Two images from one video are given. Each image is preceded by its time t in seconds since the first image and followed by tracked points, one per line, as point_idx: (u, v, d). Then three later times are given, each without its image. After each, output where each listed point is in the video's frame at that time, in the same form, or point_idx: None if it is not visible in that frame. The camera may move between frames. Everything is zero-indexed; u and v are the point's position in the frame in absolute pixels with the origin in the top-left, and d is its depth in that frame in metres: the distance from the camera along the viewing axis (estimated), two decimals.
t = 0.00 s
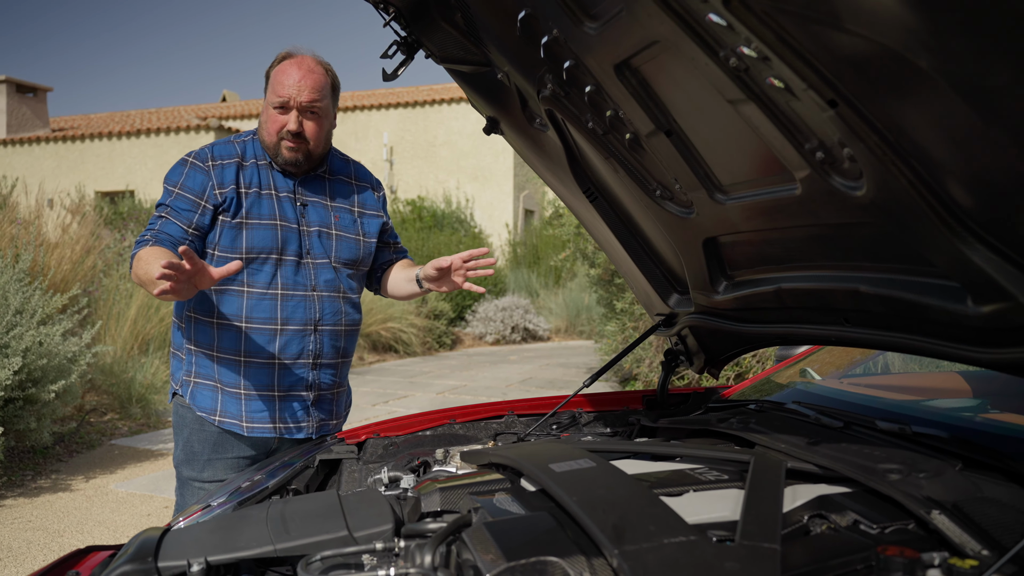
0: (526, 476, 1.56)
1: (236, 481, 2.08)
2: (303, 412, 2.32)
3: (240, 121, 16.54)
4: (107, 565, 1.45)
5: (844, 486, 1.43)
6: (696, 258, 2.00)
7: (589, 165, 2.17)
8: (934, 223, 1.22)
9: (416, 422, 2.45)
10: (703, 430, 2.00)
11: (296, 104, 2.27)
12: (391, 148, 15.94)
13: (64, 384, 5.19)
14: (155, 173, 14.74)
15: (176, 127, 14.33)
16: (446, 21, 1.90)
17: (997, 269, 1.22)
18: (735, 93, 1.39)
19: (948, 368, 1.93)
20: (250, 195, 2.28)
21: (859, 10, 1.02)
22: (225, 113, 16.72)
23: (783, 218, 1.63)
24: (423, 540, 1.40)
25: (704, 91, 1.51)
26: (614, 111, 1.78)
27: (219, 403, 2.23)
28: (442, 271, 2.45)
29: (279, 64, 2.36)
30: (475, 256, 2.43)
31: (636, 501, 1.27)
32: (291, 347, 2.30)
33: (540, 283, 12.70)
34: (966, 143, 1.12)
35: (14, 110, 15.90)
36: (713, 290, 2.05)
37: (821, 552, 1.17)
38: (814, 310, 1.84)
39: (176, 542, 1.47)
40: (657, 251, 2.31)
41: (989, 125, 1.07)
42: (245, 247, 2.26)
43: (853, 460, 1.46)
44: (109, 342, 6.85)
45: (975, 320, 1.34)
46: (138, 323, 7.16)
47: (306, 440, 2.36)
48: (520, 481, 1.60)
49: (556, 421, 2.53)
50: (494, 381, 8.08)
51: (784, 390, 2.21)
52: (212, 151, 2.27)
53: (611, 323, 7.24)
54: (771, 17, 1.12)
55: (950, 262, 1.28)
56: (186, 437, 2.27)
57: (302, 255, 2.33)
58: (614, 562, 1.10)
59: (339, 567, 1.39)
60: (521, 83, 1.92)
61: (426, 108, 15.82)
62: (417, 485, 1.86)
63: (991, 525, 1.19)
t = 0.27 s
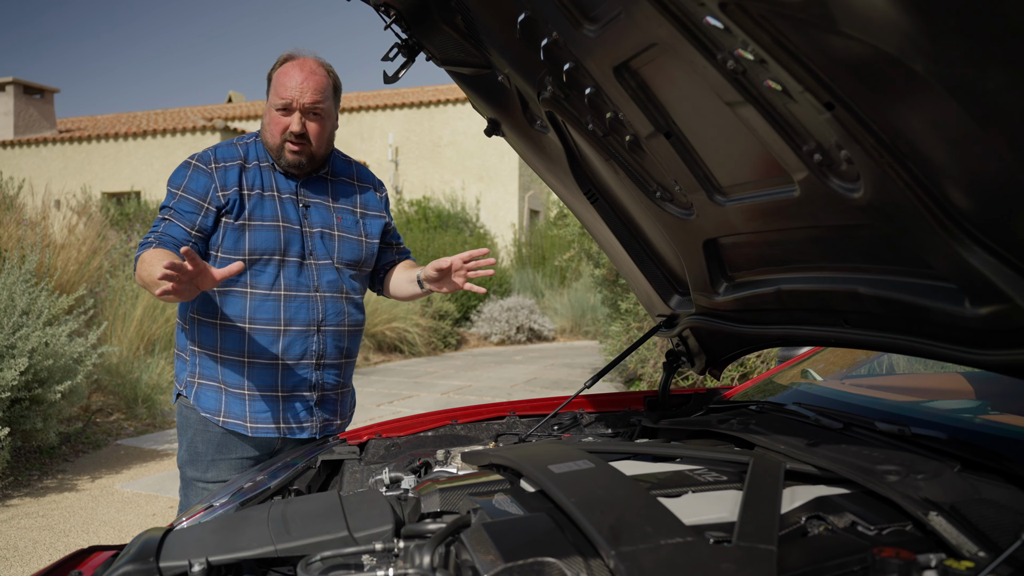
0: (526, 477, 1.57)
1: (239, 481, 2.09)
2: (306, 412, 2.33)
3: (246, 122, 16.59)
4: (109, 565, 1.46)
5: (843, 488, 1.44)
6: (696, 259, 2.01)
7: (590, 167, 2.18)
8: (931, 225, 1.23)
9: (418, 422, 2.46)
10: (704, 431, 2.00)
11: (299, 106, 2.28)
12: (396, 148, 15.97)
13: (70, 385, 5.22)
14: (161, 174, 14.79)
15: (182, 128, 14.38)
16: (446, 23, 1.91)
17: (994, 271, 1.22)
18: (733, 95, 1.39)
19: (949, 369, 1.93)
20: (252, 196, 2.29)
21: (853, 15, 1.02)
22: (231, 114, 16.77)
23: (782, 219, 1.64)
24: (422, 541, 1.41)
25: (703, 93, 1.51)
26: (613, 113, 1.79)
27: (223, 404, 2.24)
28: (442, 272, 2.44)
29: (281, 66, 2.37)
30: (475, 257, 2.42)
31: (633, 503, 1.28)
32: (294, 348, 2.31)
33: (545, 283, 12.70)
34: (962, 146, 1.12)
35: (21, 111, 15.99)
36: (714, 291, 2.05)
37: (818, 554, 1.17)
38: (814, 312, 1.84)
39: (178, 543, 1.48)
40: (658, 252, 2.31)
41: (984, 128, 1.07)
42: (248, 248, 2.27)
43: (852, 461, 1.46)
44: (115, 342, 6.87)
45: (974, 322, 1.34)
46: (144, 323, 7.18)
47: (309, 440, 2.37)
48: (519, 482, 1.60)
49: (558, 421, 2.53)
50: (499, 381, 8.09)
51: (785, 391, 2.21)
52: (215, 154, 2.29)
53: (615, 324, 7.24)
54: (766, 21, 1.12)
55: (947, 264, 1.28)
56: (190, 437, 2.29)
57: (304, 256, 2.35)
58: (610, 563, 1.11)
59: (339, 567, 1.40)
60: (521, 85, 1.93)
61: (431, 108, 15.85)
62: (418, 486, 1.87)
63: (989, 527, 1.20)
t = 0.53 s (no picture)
0: (523, 477, 1.57)
1: (240, 480, 2.10)
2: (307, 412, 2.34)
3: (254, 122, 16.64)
4: (109, 563, 1.48)
5: (839, 489, 1.44)
6: (696, 260, 2.01)
7: (591, 168, 2.18)
8: (925, 226, 1.23)
9: (418, 422, 2.47)
10: (703, 432, 2.00)
11: (302, 106, 2.29)
12: (403, 148, 16.00)
13: (76, 383, 5.25)
14: (169, 173, 14.85)
15: (190, 128, 14.44)
16: (446, 25, 1.91)
17: (989, 274, 1.22)
18: (730, 97, 1.39)
19: (949, 370, 1.93)
20: (254, 197, 2.30)
21: (846, 19, 1.03)
22: (239, 114, 16.82)
23: (780, 220, 1.64)
24: (419, 540, 1.42)
25: (700, 95, 1.51)
26: (613, 114, 1.79)
27: (225, 403, 2.26)
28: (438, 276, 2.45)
29: (282, 67, 2.38)
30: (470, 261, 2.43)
31: (628, 503, 1.28)
32: (296, 348, 2.32)
33: (551, 283, 12.70)
34: (952, 149, 1.12)
35: (30, 111, 16.08)
36: (714, 292, 2.05)
37: (813, 555, 1.17)
38: (813, 313, 1.84)
39: (178, 540, 1.50)
40: (658, 253, 2.32)
41: (976, 131, 1.08)
42: (250, 249, 2.28)
43: (849, 462, 1.46)
44: (123, 341, 6.91)
45: (969, 323, 1.34)
46: (151, 323, 7.22)
47: (310, 440, 2.38)
48: (517, 482, 1.61)
49: (559, 422, 2.54)
50: (505, 381, 8.10)
51: (786, 392, 2.21)
52: (218, 155, 2.30)
53: (621, 324, 7.24)
54: (761, 23, 1.12)
55: (942, 266, 1.28)
56: (193, 436, 2.30)
57: (306, 257, 2.36)
58: (604, 563, 1.11)
59: (337, 566, 1.41)
60: (521, 86, 1.93)
61: (438, 108, 15.88)
62: (417, 486, 1.88)
63: (983, 529, 1.20)
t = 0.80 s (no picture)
0: (524, 478, 1.58)
1: (245, 480, 2.12)
2: (311, 412, 2.36)
3: (264, 123, 16.71)
4: (114, 562, 1.49)
5: (839, 490, 1.44)
6: (698, 261, 2.01)
7: (593, 169, 2.19)
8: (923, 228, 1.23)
9: (422, 422, 2.48)
10: (705, 433, 2.00)
11: (319, 108, 2.31)
12: (412, 149, 16.04)
13: (86, 384, 5.28)
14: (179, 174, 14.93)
15: (199, 129, 14.52)
16: (449, 27, 1.92)
17: (988, 275, 1.22)
18: (729, 99, 1.40)
19: (952, 371, 1.92)
20: (261, 199, 2.31)
21: (841, 21, 1.03)
22: (248, 115, 16.90)
23: (781, 222, 1.64)
24: (419, 540, 1.43)
25: (700, 96, 1.51)
26: (614, 115, 1.79)
27: (230, 404, 2.27)
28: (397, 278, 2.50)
29: (291, 69, 2.39)
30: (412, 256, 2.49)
31: (627, 504, 1.29)
32: (300, 349, 2.34)
33: (560, 283, 12.70)
34: (948, 151, 1.12)
35: (42, 113, 16.21)
36: (716, 293, 2.05)
37: (811, 557, 1.17)
38: (814, 314, 1.84)
39: (181, 540, 1.51)
40: (661, 254, 2.32)
41: (972, 133, 1.08)
42: (256, 249, 2.29)
43: (849, 464, 1.46)
44: (132, 341, 6.96)
45: (967, 325, 1.34)
46: (160, 323, 7.26)
47: (314, 440, 2.40)
48: (518, 482, 1.61)
49: (562, 422, 2.55)
50: (513, 381, 8.10)
51: (788, 393, 2.21)
52: (224, 157, 2.30)
53: (629, 324, 7.24)
54: (758, 26, 1.13)
55: (940, 268, 1.28)
56: (198, 436, 2.32)
57: (311, 258, 2.37)
58: (601, 564, 1.12)
59: (338, 566, 1.42)
60: (523, 88, 1.94)
61: (446, 109, 15.91)
62: (420, 485, 1.89)
63: (982, 530, 1.20)
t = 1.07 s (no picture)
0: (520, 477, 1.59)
1: (244, 479, 2.13)
2: (309, 413, 2.37)
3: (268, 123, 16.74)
4: (113, 560, 1.50)
5: (834, 489, 1.44)
6: (696, 261, 2.01)
7: (592, 170, 2.19)
8: (917, 227, 1.23)
9: (421, 422, 2.49)
10: (703, 432, 2.01)
11: (335, 122, 2.32)
12: (415, 149, 16.06)
13: (90, 384, 5.30)
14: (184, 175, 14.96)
15: (204, 130, 14.55)
16: (447, 28, 1.93)
17: (981, 274, 1.22)
18: (724, 99, 1.40)
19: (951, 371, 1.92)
20: (260, 200, 2.32)
21: (832, 21, 1.03)
22: (252, 116, 16.93)
23: (777, 221, 1.64)
24: (416, 539, 1.43)
25: (696, 97, 1.52)
26: (611, 116, 1.80)
27: (227, 404, 2.28)
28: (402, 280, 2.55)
29: (301, 76, 2.36)
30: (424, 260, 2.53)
31: (622, 502, 1.29)
32: (299, 350, 2.35)
33: (564, 283, 12.70)
34: (940, 151, 1.13)
35: (47, 114, 16.26)
36: (715, 293, 2.05)
37: (805, 556, 1.18)
38: (812, 314, 1.84)
39: (180, 538, 1.52)
40: (660, 254, 2.32)
41: (962, 133, 1.08)
42: (255, 251, 2.29)
43: (845, 463, 1.47)
44: (136, 342, 6.98)
45: (962, 324, 1.34)
46: (164, 323, 7.28)
47: (312, 440, 2.41)
48: (515, 482, 1.62)
49: (561, 422, 2.55)
50: (516, 381, 8.11)
51: (787, 392, 2.21)
52: (224, 158, 2.31)
53: (632, 324, 7.23)
54: (751, 26, 1.13)
55: (934, 267, 1.29)
56: (197, 436, 2.33)
57: (309, 260, 2.39)
58: (595, 562, 1.12)
59: (334, 564, 1.43)
60: (521, 88, 1.94)
61: (450, 109, 15.92)
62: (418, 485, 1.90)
63: (975, 529, 1.20)
